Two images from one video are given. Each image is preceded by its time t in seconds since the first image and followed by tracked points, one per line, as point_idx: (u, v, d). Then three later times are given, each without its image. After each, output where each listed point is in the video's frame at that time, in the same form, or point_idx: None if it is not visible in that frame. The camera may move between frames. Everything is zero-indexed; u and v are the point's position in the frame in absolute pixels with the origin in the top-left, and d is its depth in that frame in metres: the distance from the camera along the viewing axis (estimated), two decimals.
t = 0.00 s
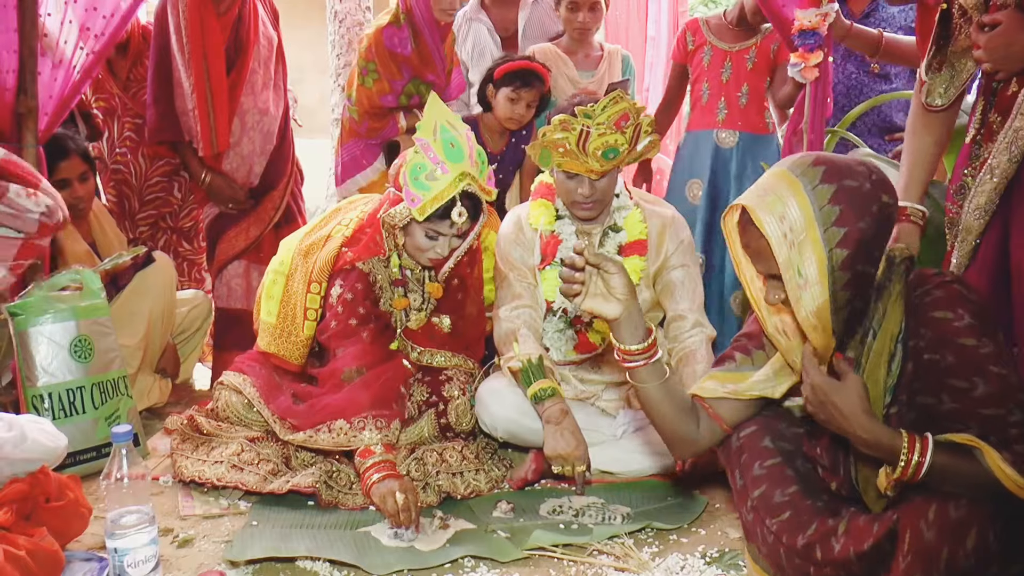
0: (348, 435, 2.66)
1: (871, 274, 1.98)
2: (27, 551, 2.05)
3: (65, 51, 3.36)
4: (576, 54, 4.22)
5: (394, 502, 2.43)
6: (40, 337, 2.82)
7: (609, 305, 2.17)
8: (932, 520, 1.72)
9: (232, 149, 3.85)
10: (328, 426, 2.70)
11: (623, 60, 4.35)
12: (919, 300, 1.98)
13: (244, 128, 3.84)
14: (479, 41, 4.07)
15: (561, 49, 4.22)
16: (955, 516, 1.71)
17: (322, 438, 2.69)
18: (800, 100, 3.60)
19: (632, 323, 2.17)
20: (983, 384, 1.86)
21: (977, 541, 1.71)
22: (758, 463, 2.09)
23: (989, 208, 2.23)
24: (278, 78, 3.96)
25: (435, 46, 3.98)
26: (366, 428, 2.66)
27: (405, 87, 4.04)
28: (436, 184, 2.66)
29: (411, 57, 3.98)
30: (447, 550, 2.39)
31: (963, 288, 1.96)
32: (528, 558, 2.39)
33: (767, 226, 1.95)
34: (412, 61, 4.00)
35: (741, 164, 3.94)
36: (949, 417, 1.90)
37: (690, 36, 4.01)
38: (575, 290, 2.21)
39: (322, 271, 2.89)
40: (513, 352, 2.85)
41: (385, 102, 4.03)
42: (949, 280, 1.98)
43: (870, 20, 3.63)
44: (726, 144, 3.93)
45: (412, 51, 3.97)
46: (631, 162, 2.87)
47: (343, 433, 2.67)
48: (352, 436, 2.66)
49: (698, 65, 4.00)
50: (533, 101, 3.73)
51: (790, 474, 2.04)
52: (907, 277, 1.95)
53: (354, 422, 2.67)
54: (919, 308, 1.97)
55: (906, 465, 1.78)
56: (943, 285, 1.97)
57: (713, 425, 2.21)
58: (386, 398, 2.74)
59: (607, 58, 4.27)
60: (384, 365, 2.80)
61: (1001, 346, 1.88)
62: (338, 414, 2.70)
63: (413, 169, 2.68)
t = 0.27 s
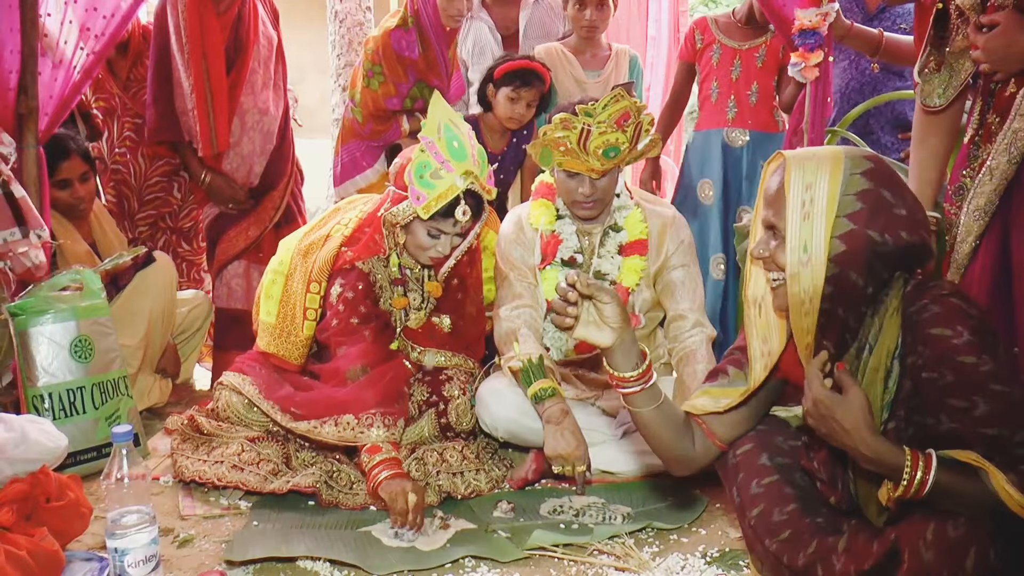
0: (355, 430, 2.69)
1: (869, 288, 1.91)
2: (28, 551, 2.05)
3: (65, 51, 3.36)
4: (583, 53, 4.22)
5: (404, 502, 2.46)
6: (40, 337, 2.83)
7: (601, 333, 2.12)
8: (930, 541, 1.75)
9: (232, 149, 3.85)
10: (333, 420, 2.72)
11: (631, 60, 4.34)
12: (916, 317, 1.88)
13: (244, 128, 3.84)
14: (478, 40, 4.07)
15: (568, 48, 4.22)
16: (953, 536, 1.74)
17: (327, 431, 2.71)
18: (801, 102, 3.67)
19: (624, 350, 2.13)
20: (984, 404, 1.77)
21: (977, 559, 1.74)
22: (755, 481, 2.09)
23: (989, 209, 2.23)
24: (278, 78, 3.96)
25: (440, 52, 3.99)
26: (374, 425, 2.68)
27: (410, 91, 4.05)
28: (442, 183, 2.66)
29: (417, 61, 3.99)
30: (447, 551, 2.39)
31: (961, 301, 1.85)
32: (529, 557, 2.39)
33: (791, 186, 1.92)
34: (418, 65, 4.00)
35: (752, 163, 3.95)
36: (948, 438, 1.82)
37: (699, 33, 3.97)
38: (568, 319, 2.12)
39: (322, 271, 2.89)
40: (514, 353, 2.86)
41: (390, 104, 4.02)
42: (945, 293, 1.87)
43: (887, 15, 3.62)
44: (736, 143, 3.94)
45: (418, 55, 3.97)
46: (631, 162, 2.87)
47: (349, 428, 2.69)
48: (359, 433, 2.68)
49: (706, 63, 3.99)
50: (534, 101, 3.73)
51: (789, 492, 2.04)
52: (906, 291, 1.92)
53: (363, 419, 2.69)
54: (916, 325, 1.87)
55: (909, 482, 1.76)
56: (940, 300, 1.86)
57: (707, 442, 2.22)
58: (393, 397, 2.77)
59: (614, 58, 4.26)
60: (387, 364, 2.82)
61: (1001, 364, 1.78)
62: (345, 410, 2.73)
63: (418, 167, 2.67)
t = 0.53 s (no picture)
0: (363, 431, 2.69)
1: (874, 285, 1.90)
2: (27, 551, 2.06)
3: (64, 51, 3.36)
4: (594, 53, 4.23)
5: (412, 505, 2.44)
6: (41, 337, 2.84)
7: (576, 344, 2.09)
8: (910, 538, 1.76)
9: (232, 149, 3.85)
10: (340, 417, 2.73)
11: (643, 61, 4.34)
12: (919, 318, 1.87)
13: (243, 129, 3.84)
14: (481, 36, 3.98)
15: (579, 47, 4.22)
16: (933, 534, 1.74)
17: (334, 428, 2.73)
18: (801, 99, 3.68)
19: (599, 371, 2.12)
20: (982, 409, 1.77)
21: (955, 558, 1.72)
22: (752, 466, 2.10)
23: (988, 208, 2.22)
24: (278, 78, 3.96)
25: (438, 51, 4.05)
26: (381, 427, 2.67)
27: (409, 88, 4.06)
28: (444, 186, 2.66)
29: (414, 57, 4.01)
30: (447, 551, 2.39)
31: (965, 304, 1.84)
32: (530, 557, 2.39)
33: (801, 177, 1.92)
34: (415, 62, 4.02)
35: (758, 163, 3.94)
36: (944, 439, 1.84)
37: (701, 35, 4.00)
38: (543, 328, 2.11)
39: (323, 274, 2.88)
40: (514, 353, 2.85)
41: (389, 102, 4.03)
42: (950, 296, 1.86)
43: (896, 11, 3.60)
44: (741, 144, 3.92)
45: (414, 51, 4.00)
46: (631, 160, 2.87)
47: (357, 428, 2.70)
48: (366, 433, 2.68)
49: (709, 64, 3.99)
50: (535, 100, 3.74)
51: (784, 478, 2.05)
52: (912, 291, 1.92)
53: (370, 420, 2.69)
54: (919, 325, 1.86)
55: (898, 482, 1.77)
56: (944, 302, 1.85)
57: (707, 430, 2.23)
58: (401, 399, 2.74)
59: (625, 57, 4.26)
60: (394, 367, 2.80)
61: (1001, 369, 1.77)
62: (354, 409, 2.72)
63: (420, 171, 2.68)
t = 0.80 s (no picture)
0: (356, 434, 2.68)
1: (876, 269, 1.90)
2: (25, 552, 2.05)
3: (62, 52, 3.36)
4: (598, 53, 4.22)
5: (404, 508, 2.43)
6: (38, 338, 2.84)
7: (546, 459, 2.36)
8: (894, 512, 1.76)
9: (229, 150, 3.85)
10: (334, 422, 2.72)
11: (646, 62, 4.35)
12: (922, 300, 1.85)
13: (241, 129, 3.84)
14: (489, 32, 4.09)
15: (583, 47, 4.22)
16: (916, 509, 1.74)
17: (328, 433, 2.70)
18: (800, 98, 3.67)
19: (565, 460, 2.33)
20: (973, 386, 1.74)
21: (935, 533, 1.72)
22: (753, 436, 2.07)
23: (985, 208, 2.22)
24: (275, 79, 3.96)
25: (428, 49, 4.09)
26: (375, 430, 2.67)
27: (399, 86, 4.06)
28: (440, 190, 2.67)
29: (403, 54, 4.03)
30: (445, 551, 2.39)
31: (967, 290, 1.83)
32: (528, 557, 2.39)
33: (805, 164, 1.93)
34: (405, 59, 4.04)
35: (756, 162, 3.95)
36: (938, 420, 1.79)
37: (699, 35, 4.00)
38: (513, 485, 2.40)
39: (321, 277, 2.89)
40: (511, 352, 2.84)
41: (380, 100, 4.03)
42: (954, 281, 1.84)
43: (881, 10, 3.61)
44: (740, 144, 3.93)
45: (403, 49, 4.03)
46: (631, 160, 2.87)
47: (351, 432, 2.69)
48: (360, 437, 2.68)
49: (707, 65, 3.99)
50: (533, 100, 3.74)
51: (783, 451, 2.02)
52: (918, 275, 1.90)
53: (364, 424, 2.69)
54: (921, 307, 1.84)
55: (884, 459, 1.78)
56: (946, 286, 1.84)
57: (714, 407, 2.24)
58: (395, 400, 2.75)
59: (629, 59, 4.27)
60: (389, 367, 2.80)
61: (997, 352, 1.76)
62: (348, 413, 2.72)
63: (418, 175, 2.68)
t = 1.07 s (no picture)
0: (346, 438, 2.69)
1: (871, 251, 1.93)
2: (21, 555, 2.05)
3: (57, 52, 3.36)
4: (590, 53, 4.24)
5: (391, 509, 2.42)
6: (34, 340, 2.83)
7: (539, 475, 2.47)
8: (894, 499, 1.75)
9: (226, 151, 3.85)
10: (325, 427, 2.72)
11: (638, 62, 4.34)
12: (918, 282, 1.88)
13: (237, 130, 3.84)
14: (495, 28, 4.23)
15: (575, 48, 4.23)
16: (916, 496, 1.72)
17: (319, 438, 2.70)
18: (794, 97, 3.60)
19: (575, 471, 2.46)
20: (968, 365, 1.78)
21: (935, 519, 1.70)
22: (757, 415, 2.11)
23: (982, 207, 2.24)
24: (272, 80, 3.95)
25: (418, 44, 4.02)
26: (364, 432, 2.68)
27: (389, 82, 4.03)
28: (433, 192, 2.66)
29: (392, 50, 3.99)
30: (443, 551, 2.39)
31: (962, 276, 1.86)
32: (526, 557, 2.39)
33: (802, 153, 1.97)
34: (393, 55, 4.01)
35: (750, 159, 3.94)
36: (932, 397, 1.81)
37: (694, 35, 4.00)
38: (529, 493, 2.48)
39: (316, 278, 2.89)
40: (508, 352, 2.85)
41: (368, 96, 4.00)
42: (950, 268, 1.88)
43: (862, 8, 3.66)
44: (732, 144, 3.93)
45: (392, 44, 3.99)
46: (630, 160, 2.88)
47: (340, 436, 2.69)
48: (349, 440, 2.68)
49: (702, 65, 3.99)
50: (529, 100, 3.74)
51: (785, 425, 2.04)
52: (914, 262, 1.92)
53: (353, 425, 2.70)
54: (916, 289, 1.87)
55: (876, 454, 1.79)
56: (943, 271, 1.87)
57: (717, 384, 2.25)
58: (383, 400, 2.75)
59: (620, 59, 4.27)
60: (381, 366, 2.80)
61: (990, 333, 1.80)
62: (337, 417, 2.73)
63: (410, 176, 2.69)
